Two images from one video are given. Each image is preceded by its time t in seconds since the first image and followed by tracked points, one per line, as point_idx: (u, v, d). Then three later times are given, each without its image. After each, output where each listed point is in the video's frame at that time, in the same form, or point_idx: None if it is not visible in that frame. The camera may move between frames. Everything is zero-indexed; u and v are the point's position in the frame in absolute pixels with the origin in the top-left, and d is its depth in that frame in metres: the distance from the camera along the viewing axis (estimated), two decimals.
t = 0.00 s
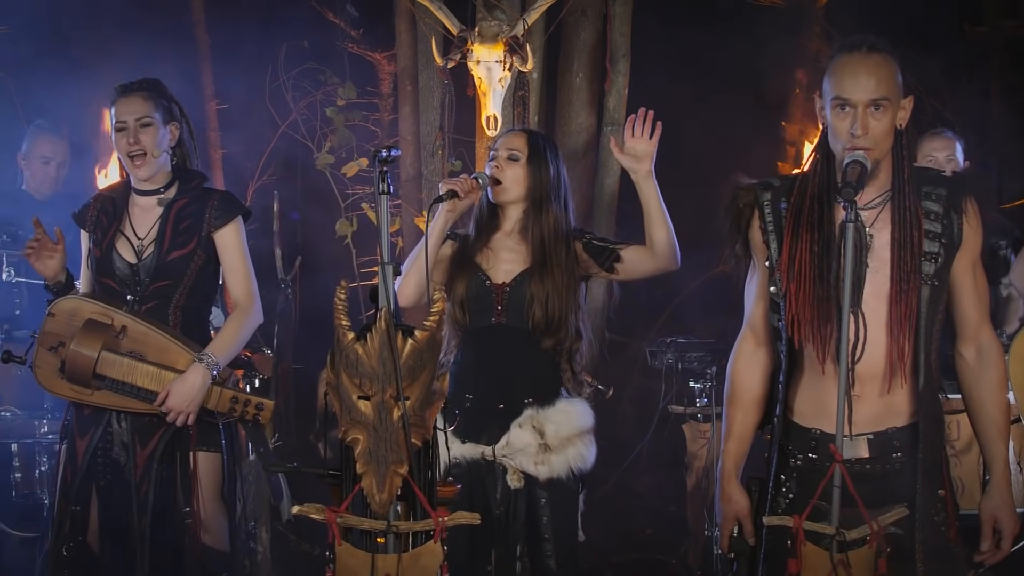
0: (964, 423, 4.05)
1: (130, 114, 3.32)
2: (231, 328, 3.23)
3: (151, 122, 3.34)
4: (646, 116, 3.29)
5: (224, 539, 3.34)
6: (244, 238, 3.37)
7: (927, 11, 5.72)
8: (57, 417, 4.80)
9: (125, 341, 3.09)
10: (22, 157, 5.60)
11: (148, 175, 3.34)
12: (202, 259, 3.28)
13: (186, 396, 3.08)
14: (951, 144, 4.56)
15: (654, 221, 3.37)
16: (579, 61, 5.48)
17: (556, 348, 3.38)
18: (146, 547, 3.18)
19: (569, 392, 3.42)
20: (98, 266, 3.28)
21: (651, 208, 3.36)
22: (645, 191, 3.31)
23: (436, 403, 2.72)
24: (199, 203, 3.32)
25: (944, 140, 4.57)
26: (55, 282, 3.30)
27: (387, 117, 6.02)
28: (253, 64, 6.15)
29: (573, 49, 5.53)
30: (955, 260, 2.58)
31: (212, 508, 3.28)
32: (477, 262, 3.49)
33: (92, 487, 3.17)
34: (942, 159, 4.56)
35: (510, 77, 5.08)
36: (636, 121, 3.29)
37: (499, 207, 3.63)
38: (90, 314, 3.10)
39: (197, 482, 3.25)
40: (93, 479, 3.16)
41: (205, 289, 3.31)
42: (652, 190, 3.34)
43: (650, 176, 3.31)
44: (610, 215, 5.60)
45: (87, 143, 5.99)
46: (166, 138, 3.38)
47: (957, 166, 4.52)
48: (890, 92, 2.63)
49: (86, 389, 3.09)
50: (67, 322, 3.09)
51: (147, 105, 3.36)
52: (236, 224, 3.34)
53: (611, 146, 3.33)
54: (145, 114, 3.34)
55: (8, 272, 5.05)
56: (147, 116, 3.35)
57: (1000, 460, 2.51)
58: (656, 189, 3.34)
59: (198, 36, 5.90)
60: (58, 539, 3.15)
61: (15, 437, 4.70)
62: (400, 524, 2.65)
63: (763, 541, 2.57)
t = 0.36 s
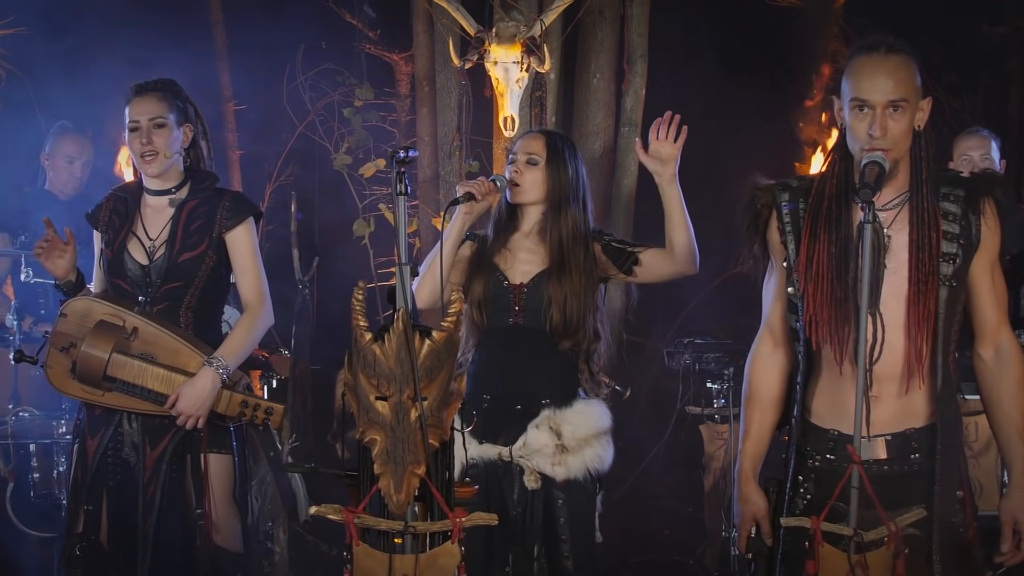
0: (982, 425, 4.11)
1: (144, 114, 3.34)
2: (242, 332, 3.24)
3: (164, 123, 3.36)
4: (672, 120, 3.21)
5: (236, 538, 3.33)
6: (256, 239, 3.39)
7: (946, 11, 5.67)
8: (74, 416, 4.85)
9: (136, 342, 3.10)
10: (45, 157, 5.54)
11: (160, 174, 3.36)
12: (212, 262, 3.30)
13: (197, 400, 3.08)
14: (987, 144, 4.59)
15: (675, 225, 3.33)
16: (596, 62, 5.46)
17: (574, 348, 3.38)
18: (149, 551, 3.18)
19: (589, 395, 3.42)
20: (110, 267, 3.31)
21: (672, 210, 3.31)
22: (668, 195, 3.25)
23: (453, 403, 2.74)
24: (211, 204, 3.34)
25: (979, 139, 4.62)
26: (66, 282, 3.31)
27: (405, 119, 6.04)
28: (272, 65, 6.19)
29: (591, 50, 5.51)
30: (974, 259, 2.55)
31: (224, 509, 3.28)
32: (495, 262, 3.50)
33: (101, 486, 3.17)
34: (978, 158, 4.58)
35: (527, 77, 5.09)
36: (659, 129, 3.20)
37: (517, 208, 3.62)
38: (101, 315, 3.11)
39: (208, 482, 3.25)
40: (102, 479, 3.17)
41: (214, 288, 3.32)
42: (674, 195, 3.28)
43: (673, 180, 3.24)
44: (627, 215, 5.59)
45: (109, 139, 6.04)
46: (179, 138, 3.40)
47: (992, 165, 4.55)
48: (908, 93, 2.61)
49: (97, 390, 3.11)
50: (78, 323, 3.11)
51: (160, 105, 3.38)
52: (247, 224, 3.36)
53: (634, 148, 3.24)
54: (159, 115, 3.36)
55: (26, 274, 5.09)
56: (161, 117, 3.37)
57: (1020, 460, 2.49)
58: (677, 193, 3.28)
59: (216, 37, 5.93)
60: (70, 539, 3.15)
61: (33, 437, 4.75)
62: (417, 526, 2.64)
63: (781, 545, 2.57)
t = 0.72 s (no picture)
0: (1000, 425, 4.04)
1: (162, 114, 3.36)
2: (261, 334, 3.25)
3: (182, 123, 3.37)
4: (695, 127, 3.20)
5: (253, 539, 3.35)
6: (274, 241, 3.40)
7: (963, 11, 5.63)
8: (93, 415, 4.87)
9: (157, 342, 3.09)
10: (72, 158, 5.55)
11: (177, 174, 3.37)
12: (231, 262, 3.32)
13: (221, 399, 3.08)
14: (1009, 142, 4.54)
15: (695, 229, 3.32)
16: (614, 61, 5.44)
17: (592, 349, 3.37)
18: (169, 548, 3.14)
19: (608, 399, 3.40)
20: (127, 266, 3.30)
21: (694, 216, 3.30)
22: (689, 202, 3.26)
23: (470, 403, 2.74)
24: (228, 204, 3.35)
25: (1001, 137, 4.56)
26: (83, 278, 3.33)
27: (422, 118, 6.05)
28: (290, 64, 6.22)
29: (608, 50, 5.50)
30: (994, 260, 2.53)
31: (242, 509, 3.29)
32: (512, 262, 3.49)
33: (120, 487, 3.14)
34: (1000, 156, 4.53)
35: (545, 77, 5.08)
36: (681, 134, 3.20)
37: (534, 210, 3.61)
38: (122, 315, 3.09)
39: (227, 482, 3.25)
40: (120, 479, 3.13)
41: (232, 289, 3.34)
42: (696, 203, 3.28)
43: (696, 187, 3.25)
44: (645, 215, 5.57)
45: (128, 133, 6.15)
46: (197, 139, 3.41)
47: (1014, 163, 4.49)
48: (928, 93, 2.57)
49: (118, 390, 3.09)
50: (99, 322, 3.09)
51: (178, 105, 3.39)
52: (265, 225, 3.37)
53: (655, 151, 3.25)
54: (177, 115, 3.37)
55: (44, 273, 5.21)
56: (179, 117, 3.39)
57: None
58: (699, 199, 3.28)
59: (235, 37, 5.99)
60: (88, 539, 3.13)
61: (52, 437, 4.76)
62: (435, 526, 2.66)
63: (798, 544, 2.53)
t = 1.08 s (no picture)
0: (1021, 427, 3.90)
1: (189, 114, 3.39)
2: (287, 330, 3.28)
3: (209, 123, 3.40)
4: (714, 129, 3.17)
5: (276, 538, 3.35)
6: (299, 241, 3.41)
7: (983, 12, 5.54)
8: (113, 415, 4.91)
9: (180, 341, 3.08)
10: (96, 158, 5.63)
11: (204, 175, 3.40)
12: (256, 261, 3.32)
13: (243, 398, 3.08)
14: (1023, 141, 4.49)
15: (707, 224, 3.31)
16: (632, 62, 5.42)
17: (605, 347, 3.36)
18: (194, 547, 3.15)
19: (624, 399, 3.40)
20: (153, 266, 3.31)
21: (704, 214, 3.30)
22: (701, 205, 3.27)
23: (490, 403, 2.73)
24: (255, 204, 3.36)
25: (1015, 136, 4.52)
26: (111, 278, 3.33)
27: (441, 118, 6.07)
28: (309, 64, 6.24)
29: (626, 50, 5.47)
30: (1013, 260, 2.49)
31: (265, 509, 3.29)
32: (525, 264, 3.50)
33: (144, 486, 3.13)
34: (1012, 154, 4.47)
35: (564, 77, 5.08)
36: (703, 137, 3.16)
37: (544, 210, 3.60)
38: (145, 314, 3.09)
39: (250, 480, 3.25)
40: (146, 479, 3.13)
41: (256, 289, 3.34)
42: (707, 203, 3.28)
43: (706, 190, 3.25)
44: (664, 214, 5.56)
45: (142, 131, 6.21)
46: (223, 139, 3.43)
47: None
48: (946, 91, 2.55)
49: (141, 389, 3.08)
50: (122, 322, 3.08)
51: (205, 105, 3.42)
52: (291, 225, 3.37)
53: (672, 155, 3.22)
54: (204, 115, 3.40)
55: (66, 272, 5.07)
56: (206, 117, 3.41)
57: None
58: (710, 199, 3.27)
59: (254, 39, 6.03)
60: (112, 537, 3.12)
61: (71, 437, 4.82)
62: (454, 525, 2.64)
63: (816, 545, 2.51)
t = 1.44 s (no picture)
0: None
1: (211, 114, 3.36)
2: (303, 332, 3.22)
3: (230, 123, 3.37)
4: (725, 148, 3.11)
5: (296, 539, 3.35)
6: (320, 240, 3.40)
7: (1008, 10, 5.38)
8: (133, 415, 4.91)
9: (198, 341, 3.08)
10: (119, 158, 5.64)
11: (228, 175, 3.39)
12: (275, 262, 3.31)
13: (256, 398, 3.06)
14: None
15: (718, 224, 3.29)
16: (651, 62, 5.39)
17: (625, 348, 3.34)
18: (215, 545, 3.14)
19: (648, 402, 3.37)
20: (175, 266, 3.33)
21: (715, 220, 3.29)
22: (708, 210, 3.24)
23: (510, 403, 2.72)
24: (276, 205, 3.36)
25: None
26: (129, 271, 3.31)
27: (461, 118, 6.06)
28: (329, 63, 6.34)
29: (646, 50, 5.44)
30: None
31: (286, 509, 3.29)
32: (549, 265, 3.49)
33: (163, 485, 3.14)
34: None
35: (584, 77, 5.06)
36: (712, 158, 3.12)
37: (565, 211, 3.58)
38: (163, 313, 3.09)
39: (269, 482, 3.25)
40: (165, 478, 3.14)
41: (275, 290, 3.32)
42: (716, 211, 3.27)
43: (713, 197, 3.21)
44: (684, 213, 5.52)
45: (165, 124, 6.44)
46: (245, 140, 3.41)
47: None
48: (963, 89, 2.51)
49: (159, 388, 3.08)
50: (141, 322, 3.08)
51: (227, 106, 3.39)
52: (311, 224, 3.36)
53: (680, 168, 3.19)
54: (225, 116, 3.36)
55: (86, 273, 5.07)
56: (227, 118, 3.38)
57: None
58: (719, 207, 3.26)
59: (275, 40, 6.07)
60: (132, 536, 3.12)
61: (92, 436, 4.81)
62: (473, 525, 2.64)
63: (837, 545, 2.47)
